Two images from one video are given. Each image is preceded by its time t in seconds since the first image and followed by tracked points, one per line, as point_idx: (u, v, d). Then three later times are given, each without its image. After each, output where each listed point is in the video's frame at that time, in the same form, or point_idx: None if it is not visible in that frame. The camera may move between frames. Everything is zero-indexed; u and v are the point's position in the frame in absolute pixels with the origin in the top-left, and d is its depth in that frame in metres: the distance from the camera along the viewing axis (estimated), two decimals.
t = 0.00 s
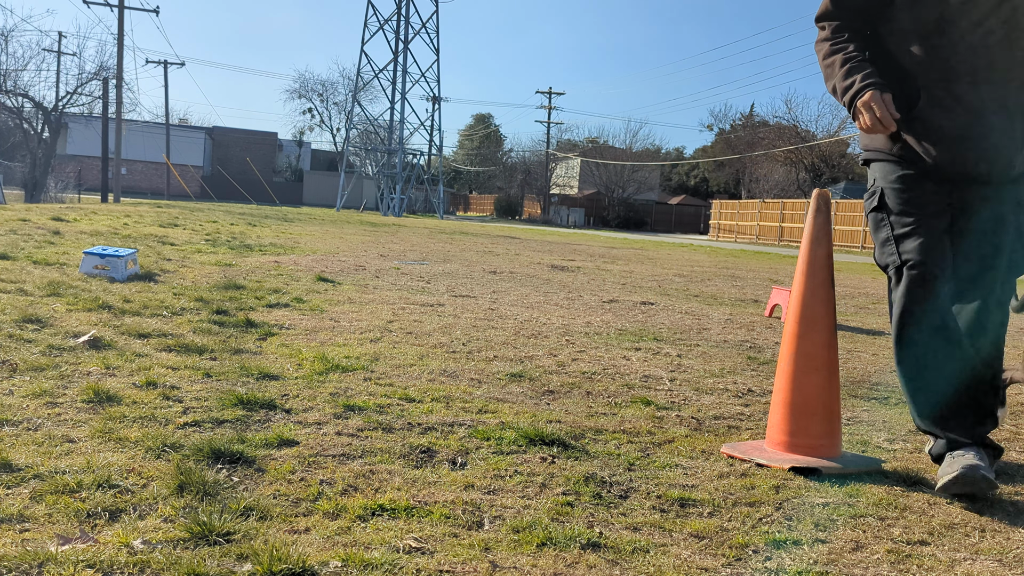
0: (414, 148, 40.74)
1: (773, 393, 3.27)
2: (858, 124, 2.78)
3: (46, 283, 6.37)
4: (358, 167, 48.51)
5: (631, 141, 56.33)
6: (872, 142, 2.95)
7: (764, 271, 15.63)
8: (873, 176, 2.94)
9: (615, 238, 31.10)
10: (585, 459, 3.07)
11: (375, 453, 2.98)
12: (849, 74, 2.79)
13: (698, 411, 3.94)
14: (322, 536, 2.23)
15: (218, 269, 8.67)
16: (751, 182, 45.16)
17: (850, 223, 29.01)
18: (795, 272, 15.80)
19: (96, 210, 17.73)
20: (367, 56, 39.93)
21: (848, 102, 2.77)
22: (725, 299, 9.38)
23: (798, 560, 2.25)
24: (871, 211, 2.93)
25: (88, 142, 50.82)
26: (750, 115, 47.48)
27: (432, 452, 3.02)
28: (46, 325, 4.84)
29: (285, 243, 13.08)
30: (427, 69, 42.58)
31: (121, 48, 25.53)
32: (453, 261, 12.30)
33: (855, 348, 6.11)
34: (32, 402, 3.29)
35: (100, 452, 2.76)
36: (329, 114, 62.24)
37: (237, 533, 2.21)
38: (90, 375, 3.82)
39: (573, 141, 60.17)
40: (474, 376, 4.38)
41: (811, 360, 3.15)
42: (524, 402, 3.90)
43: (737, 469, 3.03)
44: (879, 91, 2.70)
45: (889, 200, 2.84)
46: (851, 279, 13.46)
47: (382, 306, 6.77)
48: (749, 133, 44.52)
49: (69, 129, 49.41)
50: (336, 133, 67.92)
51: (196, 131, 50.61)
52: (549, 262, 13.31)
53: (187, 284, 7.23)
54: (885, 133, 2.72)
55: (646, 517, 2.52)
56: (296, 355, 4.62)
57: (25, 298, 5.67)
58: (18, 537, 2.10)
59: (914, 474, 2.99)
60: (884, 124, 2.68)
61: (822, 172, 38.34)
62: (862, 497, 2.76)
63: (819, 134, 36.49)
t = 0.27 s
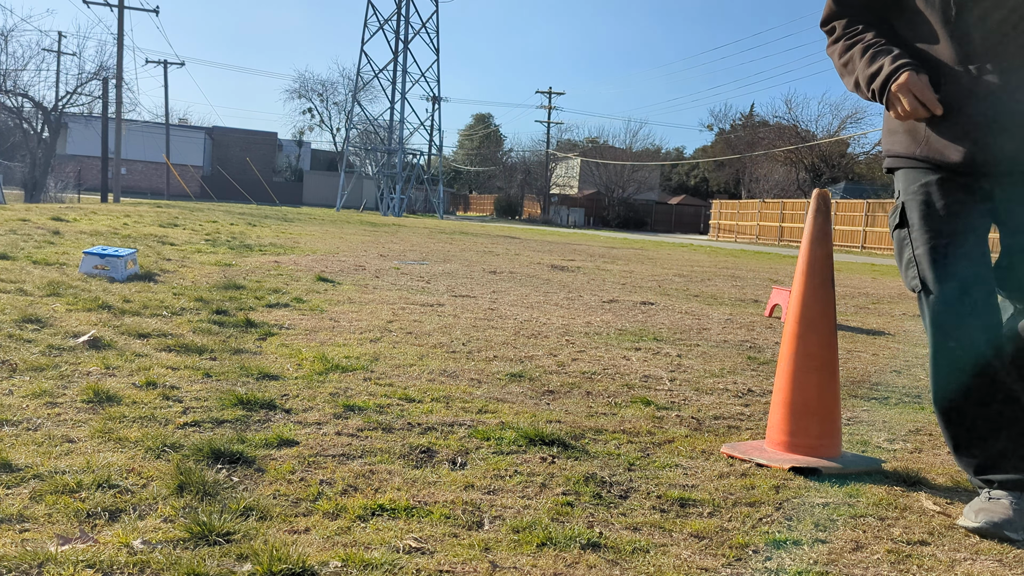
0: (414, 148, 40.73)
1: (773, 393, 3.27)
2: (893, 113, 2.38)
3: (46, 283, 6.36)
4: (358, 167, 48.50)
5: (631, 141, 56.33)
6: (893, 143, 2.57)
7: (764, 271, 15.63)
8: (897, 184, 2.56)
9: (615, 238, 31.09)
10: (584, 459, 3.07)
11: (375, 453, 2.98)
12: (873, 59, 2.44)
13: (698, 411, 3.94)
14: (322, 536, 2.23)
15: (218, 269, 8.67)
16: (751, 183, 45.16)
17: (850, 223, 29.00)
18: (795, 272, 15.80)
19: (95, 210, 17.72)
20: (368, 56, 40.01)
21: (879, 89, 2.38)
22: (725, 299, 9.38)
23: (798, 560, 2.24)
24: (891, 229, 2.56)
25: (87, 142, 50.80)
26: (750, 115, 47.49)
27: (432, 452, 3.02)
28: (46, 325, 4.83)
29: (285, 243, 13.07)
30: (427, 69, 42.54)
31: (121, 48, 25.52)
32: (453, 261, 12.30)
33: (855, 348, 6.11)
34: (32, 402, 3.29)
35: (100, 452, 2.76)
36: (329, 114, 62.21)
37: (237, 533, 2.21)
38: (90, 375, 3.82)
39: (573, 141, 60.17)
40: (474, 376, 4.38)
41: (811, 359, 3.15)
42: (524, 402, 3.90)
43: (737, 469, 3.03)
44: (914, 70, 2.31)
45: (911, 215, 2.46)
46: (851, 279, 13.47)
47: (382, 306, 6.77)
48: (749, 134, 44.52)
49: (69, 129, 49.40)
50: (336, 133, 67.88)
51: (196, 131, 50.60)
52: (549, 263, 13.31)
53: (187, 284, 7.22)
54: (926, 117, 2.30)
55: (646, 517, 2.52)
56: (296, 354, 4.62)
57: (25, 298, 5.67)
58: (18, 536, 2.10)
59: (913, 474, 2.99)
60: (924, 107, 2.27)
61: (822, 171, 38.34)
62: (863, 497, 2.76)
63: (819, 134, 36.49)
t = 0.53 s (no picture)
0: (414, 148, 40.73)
1: (773, 393, 3.27)
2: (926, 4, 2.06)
3: (46, 283, 6.36)
4: (358, 166, 48.49)
5: (631, 141, 56.33)
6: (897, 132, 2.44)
7: (764, 271, 15.64)
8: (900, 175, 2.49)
9: (615, 238, 31.10)
10: (584, 459, 3.07)
11: (375, 453, 2.98)
12: None
13: (698, 411, 3.94)
14: (322, 536, 2.23)
15: (218, 269, 8.67)
16: (751, 183, 45.16)
17: (850, 223, 28.99)
18: (794, 272, 15.81)
19: (95, 210, 17.72)
20: (368, 56, 39.97)
21: None
22: (724, 299, 9.38)
23: (798, 560, 2.24)
24: (888, 225, 2.57)
25: (87, 142, 50.82)
26: (750, 115, 47.49)
27: (432, 452, 3.02)
28: (46, 325, 4.83)
29: (285, 243, 13.08)
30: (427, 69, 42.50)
31: (121, 48, 25.51)
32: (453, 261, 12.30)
33: (855, 348, 6.11)
34: (32, 402, 3.29)
35: (100, 452, 2.76)
36: (329, 114, 62.19)
37: (237, 533, 2.21)
38: (90, 375, 3.82)
39: (573, 141, 60.18)
40: (475, 376, 4.38)
41: (811, 360, 3.15)
42: (524, 402, 3.90)
43: (737, 469, 3.03)
44: None
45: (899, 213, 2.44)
46: (851, 279, 13.47)
47: (382, 306, 6.77)
48: (749, 134, 44.52)
49: (69, 129, 49.42)
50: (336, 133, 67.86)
51: (196, 131, 50.60)
52: (549, 263, 13.31)
53: (187, 284, 7.23)
54: None
55: (646, 517, 2.52)
56: (296, 354, 4.62)
57: (25, 298, 5.67)
58: (18, 537, 2.10)
59: (914, 474, 2.99)
60: None
61: (822, 172, 38.33)
62: (863, 498, 2.76)
63: (819, 134, 36.48)
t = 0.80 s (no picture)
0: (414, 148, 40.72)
1: (773, 393, 3.27)
2: None
3: (46, 283, 6.36)
4: (358, 166, 48.48)
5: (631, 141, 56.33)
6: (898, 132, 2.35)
7: (764, 270, 15.64)
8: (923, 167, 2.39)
9: (615, 238, 31.10)
10: (584, 459, 3.07)
11: (375, 453, 2.98)
12: None
13: (698, 411, 3.94)
14: (322, 536, 2.23)
15: (218, 269, 8.68)
16: (751, 183, 45.15)
17: (850, 223, 28.96)
18: (794, 271, 15.82)
19: (96, 210, 17.73)
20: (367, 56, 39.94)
21: None
22: (725, 300, 9.37)
23: (799, 560, 2.24)
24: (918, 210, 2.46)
25: (87, 142, 50.83)
26: (750, 115, 47.45)
27: (432, 452, 3.02)
28: (46, 325, 4.83)
29: (285, 243, 13.08)
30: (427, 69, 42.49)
31: (121, 48, 25.51)
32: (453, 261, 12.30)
33: (855, 348, 6.11)
34: (32, 402, 3.29)
35: (100, 452, 2.76)
36: (329, 114, 62.17)
37: (237, 533, 2.21)
38: (90, 375, 3.82)
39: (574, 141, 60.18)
40: (475, 376, 4.38)
41: (811, 359, 3.15)
42: (524, 402, 3.90)
43: (737, 469, 3.03)
44: None
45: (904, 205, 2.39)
46: (851, 279, 13.47)
47: (382, 306, 6.78)
48: (749, 134, 44.50)
49: (69, 129, 49.43)
50: (336, 133, 67.83)
51: (196, 130, 50.61)
52: (549, 262, 13.31)
53: (187, 284, 7.23)
54: None
55: (646, 517, 2.52)
56: (296, 354, 4.62)
57: (25, 298, 5.67)
58: (18, 537, 2.10)
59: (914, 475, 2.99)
60: None
61: (822, 172, 38.27)
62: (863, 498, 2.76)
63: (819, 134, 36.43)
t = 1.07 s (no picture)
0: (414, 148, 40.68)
1: (773, 393, 3.27)
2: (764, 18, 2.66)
3: (46, 283, 6.36)
4: (358, 166, 48.46)
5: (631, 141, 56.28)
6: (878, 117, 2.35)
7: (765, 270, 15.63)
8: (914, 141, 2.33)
9: (616, 238, 31.07)
10: (585, 459, 3.07)
11: (375, 453, 2.98)
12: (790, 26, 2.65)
13: (698, 411, 3.94)
14: (322, 536, 2.23)
15: (218, 269, 8.67)
16: (751, 183, 45.08)
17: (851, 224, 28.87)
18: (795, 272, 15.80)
19: (95, 210, 17.72)
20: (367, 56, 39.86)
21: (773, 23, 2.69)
22: (725, 300, 9.37)
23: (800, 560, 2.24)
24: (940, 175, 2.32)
25: (88, 142, 50.83)
26: (750, 116, 47.38)
27: (432, 452, 3.02)
28: (46, 325, 4.83)
29: (285, 243, 13.07)
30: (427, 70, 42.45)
31: (121, 48, 25.48)
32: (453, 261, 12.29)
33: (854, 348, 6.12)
34: (32, 402, 3.29)
35: (100, 451, 2.76)
36: (329, 114, 62.14)
37: (237, 533, 2.21)
38: (90, 375, 3.82)
39: (574, 141, 60.15)
40: (475, 376, 4.37)
41: (811, 359, 3.16)
42: (525, 402, 3.90)
43: (737, 469, 3.03)
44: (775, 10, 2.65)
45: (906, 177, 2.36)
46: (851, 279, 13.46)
47: (382, 306, 6.77)
48: (750, 134, 44.43)
49: (69, 129, 49.41)
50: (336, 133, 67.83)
51: (196, 131, 50.58)
52: (549, 262, 13.29)
53: (187, 284, 7.22)
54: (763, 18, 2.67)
55: (646, 517, 2.52)
56: (296, 355, 4.62)
57: (24, 298, 5.67)
58: (18, 537, 2.10)
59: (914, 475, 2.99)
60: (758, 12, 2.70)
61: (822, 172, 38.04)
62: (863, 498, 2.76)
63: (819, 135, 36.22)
